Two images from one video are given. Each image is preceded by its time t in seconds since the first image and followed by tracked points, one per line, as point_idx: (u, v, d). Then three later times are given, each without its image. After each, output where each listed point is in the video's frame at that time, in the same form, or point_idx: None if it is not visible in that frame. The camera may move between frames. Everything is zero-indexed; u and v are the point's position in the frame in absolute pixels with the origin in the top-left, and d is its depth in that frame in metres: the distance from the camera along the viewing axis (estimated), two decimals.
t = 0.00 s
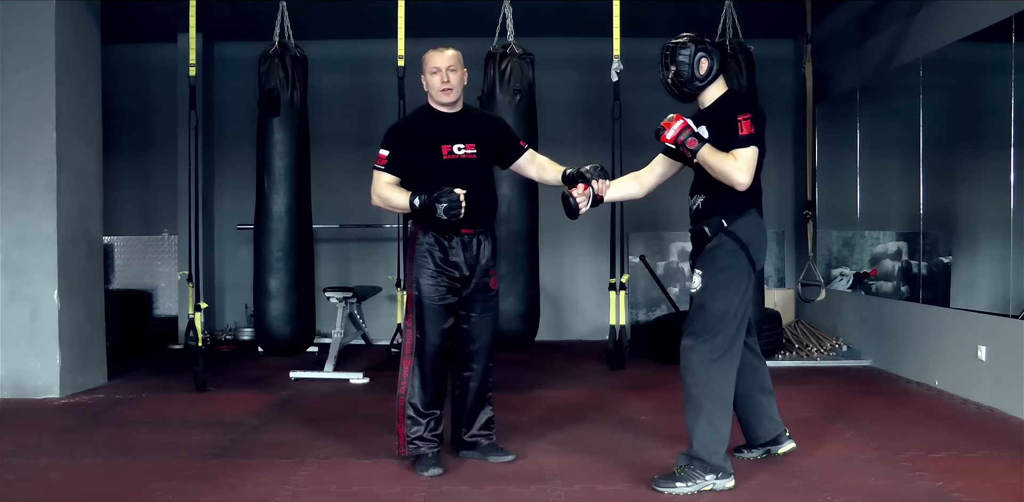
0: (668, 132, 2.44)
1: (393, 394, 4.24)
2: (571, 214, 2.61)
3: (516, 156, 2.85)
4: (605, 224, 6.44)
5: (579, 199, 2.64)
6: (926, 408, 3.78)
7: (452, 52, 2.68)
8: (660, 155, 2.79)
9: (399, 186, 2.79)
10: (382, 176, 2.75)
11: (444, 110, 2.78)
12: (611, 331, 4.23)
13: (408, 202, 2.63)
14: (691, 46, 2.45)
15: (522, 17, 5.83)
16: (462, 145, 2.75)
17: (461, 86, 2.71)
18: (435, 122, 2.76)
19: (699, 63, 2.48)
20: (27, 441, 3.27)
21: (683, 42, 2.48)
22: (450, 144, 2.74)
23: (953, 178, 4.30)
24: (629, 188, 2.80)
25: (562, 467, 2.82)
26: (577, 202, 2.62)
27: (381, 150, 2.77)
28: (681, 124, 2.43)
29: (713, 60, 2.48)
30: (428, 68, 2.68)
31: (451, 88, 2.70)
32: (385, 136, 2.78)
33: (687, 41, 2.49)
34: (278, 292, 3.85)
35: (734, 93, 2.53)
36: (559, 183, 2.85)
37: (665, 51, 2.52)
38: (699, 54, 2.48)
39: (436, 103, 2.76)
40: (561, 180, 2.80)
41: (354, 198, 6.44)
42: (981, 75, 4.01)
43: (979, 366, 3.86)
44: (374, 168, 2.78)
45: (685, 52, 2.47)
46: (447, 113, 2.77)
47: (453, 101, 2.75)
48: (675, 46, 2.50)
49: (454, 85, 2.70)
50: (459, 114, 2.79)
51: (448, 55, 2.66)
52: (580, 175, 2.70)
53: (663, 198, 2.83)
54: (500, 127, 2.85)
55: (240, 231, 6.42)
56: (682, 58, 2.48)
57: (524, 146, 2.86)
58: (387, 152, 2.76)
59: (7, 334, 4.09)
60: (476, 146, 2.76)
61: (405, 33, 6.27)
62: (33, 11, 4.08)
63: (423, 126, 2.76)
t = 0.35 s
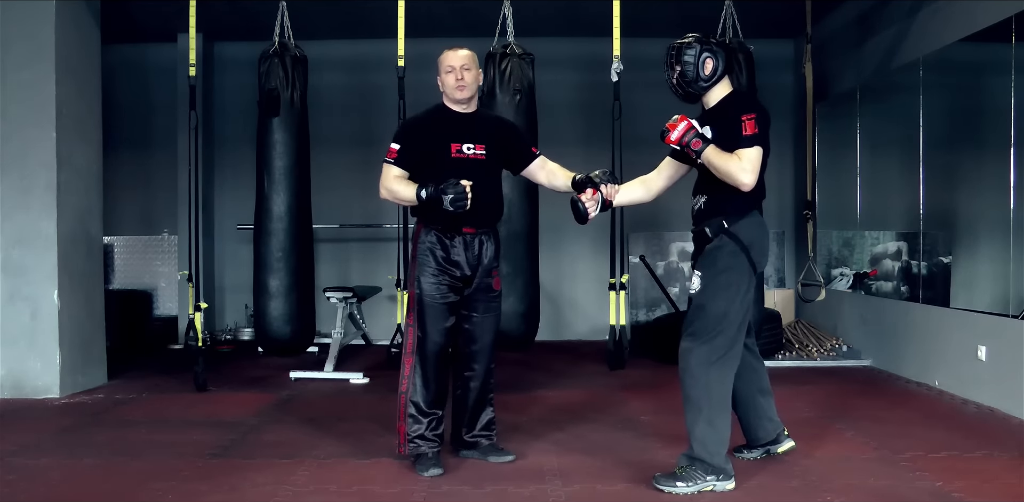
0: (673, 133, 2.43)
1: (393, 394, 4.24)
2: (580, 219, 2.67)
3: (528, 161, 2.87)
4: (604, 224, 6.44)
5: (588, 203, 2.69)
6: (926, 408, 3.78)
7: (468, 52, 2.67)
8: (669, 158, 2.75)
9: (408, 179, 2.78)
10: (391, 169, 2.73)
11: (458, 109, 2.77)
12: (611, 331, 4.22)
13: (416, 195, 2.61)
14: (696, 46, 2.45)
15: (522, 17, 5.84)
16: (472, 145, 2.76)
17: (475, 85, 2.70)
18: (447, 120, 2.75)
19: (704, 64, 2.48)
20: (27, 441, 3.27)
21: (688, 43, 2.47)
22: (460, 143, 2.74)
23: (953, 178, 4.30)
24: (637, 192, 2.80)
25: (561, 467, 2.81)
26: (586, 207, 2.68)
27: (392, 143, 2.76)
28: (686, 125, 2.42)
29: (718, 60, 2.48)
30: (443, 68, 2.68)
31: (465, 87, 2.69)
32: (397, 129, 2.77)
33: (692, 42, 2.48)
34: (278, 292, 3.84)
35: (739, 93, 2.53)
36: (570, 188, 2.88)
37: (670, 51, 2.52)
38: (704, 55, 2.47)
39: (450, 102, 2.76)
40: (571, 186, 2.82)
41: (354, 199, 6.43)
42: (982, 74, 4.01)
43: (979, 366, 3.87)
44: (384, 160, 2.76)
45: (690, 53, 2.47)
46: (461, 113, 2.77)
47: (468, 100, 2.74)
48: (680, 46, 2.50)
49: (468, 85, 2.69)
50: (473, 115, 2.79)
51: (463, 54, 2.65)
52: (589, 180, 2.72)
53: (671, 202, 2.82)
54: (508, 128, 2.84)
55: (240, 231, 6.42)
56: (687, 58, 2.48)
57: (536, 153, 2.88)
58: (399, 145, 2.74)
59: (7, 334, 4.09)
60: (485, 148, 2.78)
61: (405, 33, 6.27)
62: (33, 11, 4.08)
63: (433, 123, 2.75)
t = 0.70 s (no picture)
0: (669, 135, 2.47)
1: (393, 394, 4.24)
2: (589, 224, 2.57)
3: (535, 169, 2.88)
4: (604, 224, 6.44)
5: (597, 209, 2.63)
6: (926, 408, 3.78)
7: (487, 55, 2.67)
8: (672, 162, 2.80)
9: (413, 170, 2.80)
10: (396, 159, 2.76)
11: (470, 111, 2.78)
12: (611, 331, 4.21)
13: (416, 176, 2.62)
14: (695, 48, 2.44)
15: (522, 17, 5.84)
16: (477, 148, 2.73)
17: (489, 88, 2.70)
18: (459, 121, 2.77)
19: (703, 65, 2.48)
20: (27, 441, 3.27)
21: (687, 44, 2.47)
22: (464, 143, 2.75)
23: (954, 178, 4.29)
24: (642, 197, 2.78)
25: (562, 468, 2.81)
26: (595, 213, 2.59)
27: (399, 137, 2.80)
28: (682, 125, 2.46)
29: (717, 61, 2.48)
30: (460, 68, 2.68)
31: (479, 89, 2.69)
32: (404, 124, 2.81)
33: (692, 43, 2.48)
34: (277, 292, 3.84)
35: (738, 94, 2.53)
36: (576, 196, 2.87)
37: (669, 52, 2.52)
38: (703, 56, 2.47)
39: (464, 103, 2.76)
40: (578, 194, 2.81)
41: (354, 199, 6.43)
42: (982, 74, 4.01)
43: (979, 366, 3.87)
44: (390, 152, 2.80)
45: (689, 54, 2.47)
46: (472, 114, 2.78)
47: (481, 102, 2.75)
48: (679, 47, 2.49)
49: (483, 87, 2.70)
50: (484, 118, 2.79)
51: (481, 57, 2.65)
52: (596, 186, 2.70)
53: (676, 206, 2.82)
54: (512, 131, 2.83)
55: (240, 231, 6.42)
56: (686, 59, 2.48)
57: (544, 161, 2.90)
58: (405, 138, 2.78)
59: (7, 334, 4.09)
60: (490, 150, 2.75)
61: (405, 33, 6.27)
62: (33, 11, 4.08)
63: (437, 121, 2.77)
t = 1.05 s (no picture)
0: (676, 145, 2.43)
1: (393, 394, 4.24)
2: (593, 222, 2.61)
3: (535, 170, 2.88)
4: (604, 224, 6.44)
5: (602, 208, 2.64)
6: (927, 408, 3.78)
7: (490, 56, 2.68)
8: (670, 165, 2.81)
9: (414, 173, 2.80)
10: (397, 162, 2.76)
11: (472, 112, 2.78)
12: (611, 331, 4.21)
13: (419, 187, 2.63)
14: (697, 56, 2.44)
15: (521, 17, 5.84)
16: (478, 147, 2.75)
17: (491, 90, 2.71)
18: (459, 120, 2.77)
19: (704, 73, 2.48)
20: (27, 441, 3.27)
21: (688, 52, 2.46)
22: (465, 144, 2.75)
23: (954, 178, 4.29)
24: (644, 199, 2.78)
25: (561, 468, 2.81)
26: (600, 211, 2.62)
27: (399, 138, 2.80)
28: (688, 136, 2.43)
29: (718, 70, 2.49)
30: (461, 70, 2.68)
31: (481, 91, 2.70)
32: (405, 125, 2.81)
33: (692, 51, 2.48)
34: (277, 292, 3.84)
35: (736, 103, 2.54)
36: (577, 197, 2.87)
37: (669, 61, 2.51)
38: (703, 64, 2.47)
39: (465, 104, 2.77)
40: (579, 195, 2.82)
41: (354, 199, 6.44)
42: (982, 74, 4.01)
43: (979, 366, 3.87)
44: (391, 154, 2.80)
45: (690, 62, 2.47)
46: (474, 116, 2.78)
47: (483, 104, 2.76)
48: (680, 56, 2.48)
49: (485, 89, 2.70)
50: (486, 118, 2.80)
51: (484, 59, 2.66)
52: (599, 186, 2.69)
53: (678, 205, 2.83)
54: (514, 131, 2.84)
55: (240, 231, 6.42)
56: (687, 68, 2.47)
57: (545, 161, 2.89)
58: (406, 140, 2.78)
59: (7, 334, 4.09)
60: (491, 151, 2.76)
61: (405, 33, 6.27)
62: (33, 11, 4.08)
63: (437, 122, 2.77)
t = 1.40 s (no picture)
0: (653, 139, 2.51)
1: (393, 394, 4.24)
2: (586, 223, 2.59)
3: (533, 168, 2.88)
4: (604, 225, 6.44)
5: (595, 209, 2.65)
6: (927, 409, 3.78)
7: (486, 57, 2.68)
8: (663, 166, 2.79)
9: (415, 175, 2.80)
10: (398, 165, 2.76)
11: (469, 113, 2.78)
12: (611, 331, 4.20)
13: (422, 187, 2.63)
14: (678, 52, 2.47)
15: (521, 17, 5.84)
16: (478, 147, 2.75)
17: (488, 90, 2.71)
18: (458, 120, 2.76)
19: (686, 69, 2.50)
20: (26, 441, 3.27)
21: (671, 49, 2.49)
22: (465, 144, 2.75)
23: (954, 178, 4.29)
24: (636, 203, 2.82)
25: (560, 468, 2.81)
26: (593, 213, 2.60)
27: (399, 140, 2.79)
28: (666, 129, 2.49)
29: (700, 66, 2.51)
30: (458, 70, 2.68)
31: (478, 92, 2.70)
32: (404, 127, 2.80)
33: (675, 48, 2.50)
34: (277, 292, 3.84)
35: (720, 98, 2.54)
36: (571, 196, 2.88)
37: (653, 57, 2.54)
38: (686, 60, 2.50)
39: (462, 105, 2.76)
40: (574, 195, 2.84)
41: (354, 199, 6.43)
42: (982, 75, 4.01)
43: (979, 366, 3.87)
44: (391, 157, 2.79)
45: (672, 58, 2.49)
46: (472, 116, 2.78)
47: (479, 105, 2.75)
48: (662, 53, 2.51)
49: (482, 89, 2.70)
50: (485, 117, 2.80)
51: (480, 58, 2.66)
52: (594, 186, 2.70)
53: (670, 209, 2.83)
54: (513, 130, 2.84)
55: (239, 231, 6.42)
56: (669, 64, 2.50)
57: (541, 161, 2.90)
58: (406, 142, 2.78)
59: (7, 334, 4.09)
60: (491, 150, 2.76)
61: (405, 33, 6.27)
62: (32, 11, 4.07)
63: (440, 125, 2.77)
